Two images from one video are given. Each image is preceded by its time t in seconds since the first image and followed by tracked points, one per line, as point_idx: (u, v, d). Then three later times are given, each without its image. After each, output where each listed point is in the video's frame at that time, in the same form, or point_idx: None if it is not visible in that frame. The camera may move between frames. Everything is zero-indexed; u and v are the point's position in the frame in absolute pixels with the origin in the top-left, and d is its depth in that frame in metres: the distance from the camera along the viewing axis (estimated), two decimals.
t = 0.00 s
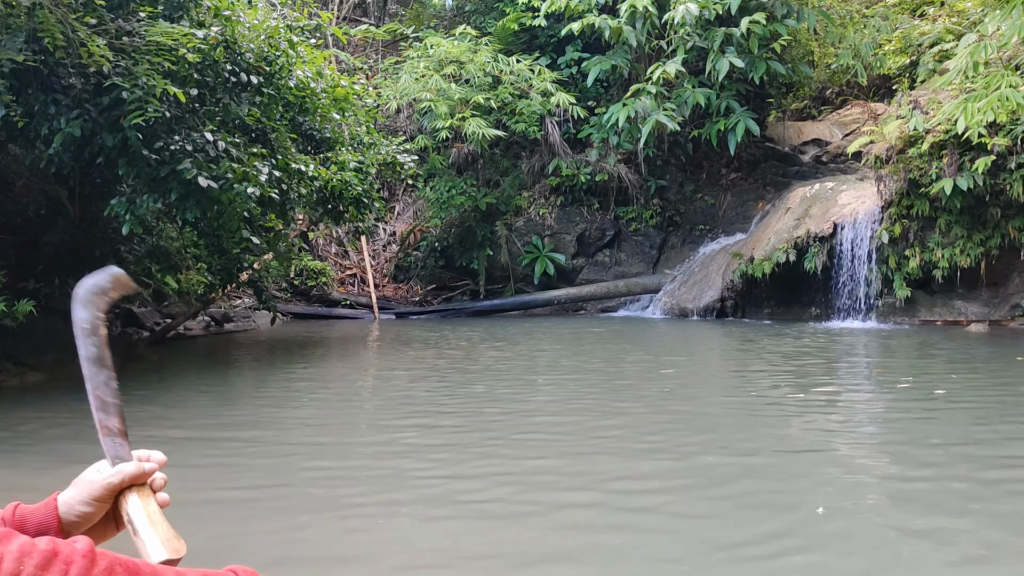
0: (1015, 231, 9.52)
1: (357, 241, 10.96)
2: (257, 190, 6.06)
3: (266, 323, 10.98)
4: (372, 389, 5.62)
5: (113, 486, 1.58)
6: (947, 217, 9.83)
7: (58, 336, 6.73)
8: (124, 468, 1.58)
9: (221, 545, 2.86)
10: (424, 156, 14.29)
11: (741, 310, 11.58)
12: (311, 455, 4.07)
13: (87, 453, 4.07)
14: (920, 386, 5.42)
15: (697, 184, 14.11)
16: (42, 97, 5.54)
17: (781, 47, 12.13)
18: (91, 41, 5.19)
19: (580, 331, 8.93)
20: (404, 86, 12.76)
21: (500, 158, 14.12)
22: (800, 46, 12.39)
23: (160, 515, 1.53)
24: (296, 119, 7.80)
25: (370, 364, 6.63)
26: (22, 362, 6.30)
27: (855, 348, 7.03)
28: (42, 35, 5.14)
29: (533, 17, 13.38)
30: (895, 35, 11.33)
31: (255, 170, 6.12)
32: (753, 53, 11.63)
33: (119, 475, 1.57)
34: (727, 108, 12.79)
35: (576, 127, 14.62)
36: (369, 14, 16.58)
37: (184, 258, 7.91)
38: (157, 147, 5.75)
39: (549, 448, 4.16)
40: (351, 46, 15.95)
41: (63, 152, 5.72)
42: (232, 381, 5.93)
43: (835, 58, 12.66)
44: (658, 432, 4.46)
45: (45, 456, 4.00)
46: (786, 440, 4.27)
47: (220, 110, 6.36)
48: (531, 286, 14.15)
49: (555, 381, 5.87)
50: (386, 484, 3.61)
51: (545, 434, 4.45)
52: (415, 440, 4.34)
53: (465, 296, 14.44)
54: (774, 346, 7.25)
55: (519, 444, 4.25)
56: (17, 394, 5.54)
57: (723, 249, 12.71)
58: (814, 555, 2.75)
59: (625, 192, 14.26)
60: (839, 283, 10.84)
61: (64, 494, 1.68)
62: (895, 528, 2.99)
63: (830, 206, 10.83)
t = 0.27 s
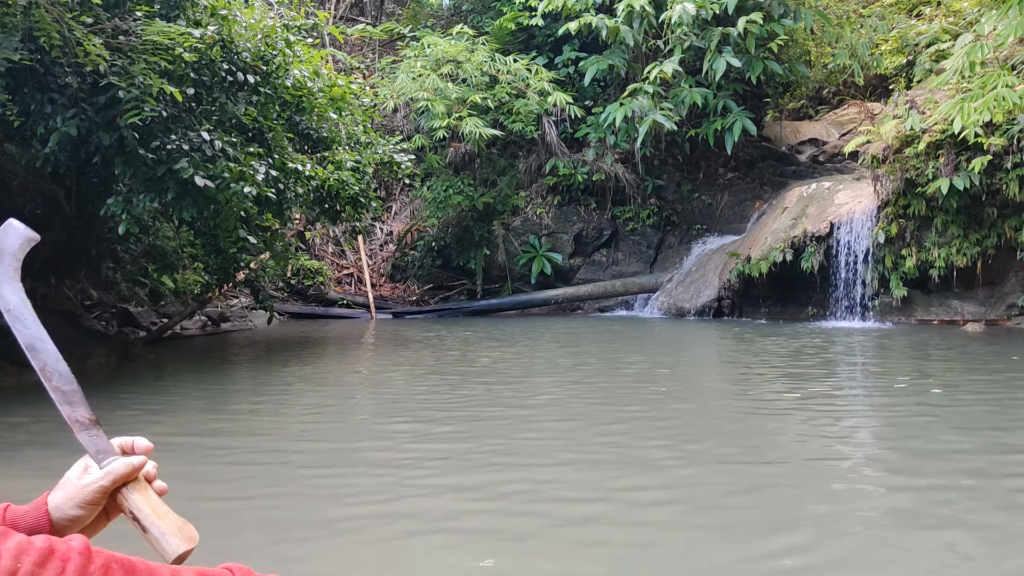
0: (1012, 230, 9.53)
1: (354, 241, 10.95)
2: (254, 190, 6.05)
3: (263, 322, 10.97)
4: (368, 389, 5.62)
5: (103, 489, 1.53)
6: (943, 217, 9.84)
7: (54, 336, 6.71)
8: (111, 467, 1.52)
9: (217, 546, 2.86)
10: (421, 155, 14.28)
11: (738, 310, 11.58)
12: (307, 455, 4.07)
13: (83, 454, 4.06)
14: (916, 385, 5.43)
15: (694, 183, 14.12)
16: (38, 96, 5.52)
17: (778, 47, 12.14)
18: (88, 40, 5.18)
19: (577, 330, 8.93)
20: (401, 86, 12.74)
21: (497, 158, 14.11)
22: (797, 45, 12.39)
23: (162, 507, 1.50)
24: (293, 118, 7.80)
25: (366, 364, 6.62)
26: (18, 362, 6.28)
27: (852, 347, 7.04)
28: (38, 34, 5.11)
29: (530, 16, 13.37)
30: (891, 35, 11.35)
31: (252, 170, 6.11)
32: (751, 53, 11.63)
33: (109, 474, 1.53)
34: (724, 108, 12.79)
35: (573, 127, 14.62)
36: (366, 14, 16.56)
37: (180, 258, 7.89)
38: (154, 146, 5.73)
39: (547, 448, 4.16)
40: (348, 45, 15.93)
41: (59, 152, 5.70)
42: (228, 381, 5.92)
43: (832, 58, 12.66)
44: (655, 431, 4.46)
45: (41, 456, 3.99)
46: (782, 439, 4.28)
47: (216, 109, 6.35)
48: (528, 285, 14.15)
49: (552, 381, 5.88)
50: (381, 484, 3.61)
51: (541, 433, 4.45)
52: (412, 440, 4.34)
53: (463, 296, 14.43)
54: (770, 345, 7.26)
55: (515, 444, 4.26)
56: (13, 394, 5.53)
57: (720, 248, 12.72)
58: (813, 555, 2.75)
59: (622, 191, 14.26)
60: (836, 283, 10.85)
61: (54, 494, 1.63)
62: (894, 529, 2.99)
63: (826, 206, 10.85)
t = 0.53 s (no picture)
0: (1007, 230, 9.55)
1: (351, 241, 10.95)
2: (250, 190, 6.04)
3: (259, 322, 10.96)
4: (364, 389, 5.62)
5: (92, 482, 1.61)
6: (939, 217, 9.87)
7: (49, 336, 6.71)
8: (107, 468, 1.61)
9: (211, 544, 2.86)
10: (417, 155, 14.28)
11: (733, 310, 11.60)
12: (302, 454, 4.06)
13: (78, 453, 4.05)
14: (911, 384, 5.44)
15: (690, 183, 14.13)
16: (34, 96, 5.51)
17: (774, 47, 12.15)
18: (83, 39, 5.17)
19: (573, 330, 8.94)
20: (397, 85, 12.74)
21: (494, 157, 14.12)
22: (793, 45, 12.40)
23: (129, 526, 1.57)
24: (289, 118, 7.79)
25: (362, 363, 6.62)
26: (12, 363, 6.27)
27: (847, 347, 7.05)
28: (33, 33, 5.10)
29: (527, 16, 13.38)
30: (887, 35, 11.37)
31: (247, 170, 6.11)
32: (746, 53, 11.64)
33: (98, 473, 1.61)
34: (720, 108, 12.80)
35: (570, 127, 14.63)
36: (362, 13, 16.55)
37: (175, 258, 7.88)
38: (150, 146, 5.72)
39: (543, 447, 4.14)
40: (344, 45, 15.92)
41: (54, 152, 5.69)
42: (223, 381, 5.91)
43: (827, 58, 12.68)
44: (650, 430, 4.46)
45: (36, 456, 3.98)
46: (778, 438, 4.28)
47: (212, 109, 6.35)
48: (524, 285, 14.15)
49: (548, 380, 5.88)
50: (377, 483, 3.60)
51: (537, 432, 4.46)
52: (407, 439, 4.34)
53: (459, 296, 14.44)
54: (766, 345, 7.26)
55: (510, 443, 4.26)
56: (7, 394, 5.52)
57: (716, 248, 12.73)
58: (811, 556, 2.74)
59: (618, 191, 14.26)
60: (831, 283, 10.87)
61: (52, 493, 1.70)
62: (892, 529, 2.97)
63: (822, 206, 10.87)
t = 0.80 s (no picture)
0: (1000, 230, 9.58)
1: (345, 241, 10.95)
2: (244, 190, 6.03)
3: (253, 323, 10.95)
4: (360, 390, 5.62)
5: (90, 493, 1.67)
6: (932, 217, 9.89)
7: (42, 336, 6.69)
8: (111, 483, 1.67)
9: (208, 548, 2.86)
10: (411, 155, 14.28)
11: (728, 310, 11.61)
12: (298, 457, 4.07)
13: (73, 455, 4.04)
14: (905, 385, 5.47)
15: (684, 183, 14.15)
16: (27, 96, 5.49)
17: (768, 48, 12.17)
18: (76, 39, 5.15)
19: (568, 331, 8.95)
20: (392, 86, 12.72)
21: (488, 158, 14.12)
22: (787, 46, 12.42)
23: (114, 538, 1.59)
24: (283, 118, 7.79)
25: (358, 365, 6.62)
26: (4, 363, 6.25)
27: (841, 347, 7.08)
28: (26, 33, 5.08)
29: (521, 16, 13.38)
30: (881, 36, 11.40)
31: (242, 170, 6.09)
32: (741, 53, 11.66)
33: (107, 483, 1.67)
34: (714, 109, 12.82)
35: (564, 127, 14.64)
36: (357, 14, 16.54)
37: (170, 258, 7.85)
38: (144, 146, 5.71)
39: (538, 450, 4.13)
40: (338, 45, 15.91)
41: (48, 152, 5.67)
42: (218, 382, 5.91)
43: (821, 58, 12.71)
44: (645, 431, 4.47)
45: (30, 458, 3.97)
46: (772, 439, 4.30)
47: (206, 109, 6.34)
48: (519, 286, 14.15)
49: (543, 381, 5.89)
50: (373, 485, 3.61)
51: (532, 433, 4.47)
52: (403, 441, 4.35)
53: (454, 296, 14.43)
54: (761, 346, 7.29)
55: (506, 444, 4.26)
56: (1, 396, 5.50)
57: (710, 248, 12.75)
58: (806, 559, 2.73)
59: (613, 191, 14.27)
60: (826, 283, 10.89)
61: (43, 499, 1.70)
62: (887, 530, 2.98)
63: (816, 206, 10.91)
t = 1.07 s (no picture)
0: (991, 231, 9.62)
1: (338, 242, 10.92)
2: (236, 191, 6.01)
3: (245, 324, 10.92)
4: (354, 391, 5.61)
5: (84, 482, 1.65)
6: (924, 218, 9.93)
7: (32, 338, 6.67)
8: (100, 466, 1.66)
9: (201, 549, 2.84)
10: (404, 156, 14.27)
11: (721, 311, 11.64)
12: (291, 458, 4.05)
13: (64, 457, 4.02)
14: (898, 385, 5.49)
15: (677, 184, 14.18)
16: (17, 96, 5.47)
17: (760, 49, 12.20)
18: (67, 39, 5.13)
19: (562, 332, 8.95)
20: (385, 86, 12.71)
21: (481, 158, 14.13)
22: (780, 48, 12.45)
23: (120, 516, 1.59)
24: (275, 119, 7.78)
25: (351, 366, 6.61)
26: None
27: (834, 348, 7.10)
28: (16, 33, 5.05)
29: (514, 17, 13.38)
30: (873, 38, 11.44)
31: (234, 170, 6.07)
32: (733, 55, 11.68)
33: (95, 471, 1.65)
34: (707, 110, 12.84)
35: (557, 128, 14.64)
36: (349, 14, 16.52)
37: (161, 259, 7.83)
38: (135, 147, 5.69)
39: (531, 451, 4.13)
40: (331, 45, 15.89)
41: (38, 152, 5.65)
42: (211, 383, 5.89)
43: (813, 59, 12.74)
44: (639, 432, 4.48)
45: (22, 459, 3.95)
46: (766, 440, 4.31)
47: (198, 109, 6.32)
48: (512, 286, 14.15)
49: (537, 382, 5.89)
50: (367, 486, 3.60)
51: (526, 435, 4.46)
52: (396, 442, 4.34)
53: (447, 297, 14.43)
54: (754, 346, 7.31)
55: (500, 446, 4.26)
56: None
57: (703, 249, 12.78)
58: (800, 558, 2.74)
59: (606, 192, 14.28)
60: (818, 284, 10.93)
61: (34, 496, 1.67)
62: (878, 530, 2.99)
63: (809, 207, 10.94)
